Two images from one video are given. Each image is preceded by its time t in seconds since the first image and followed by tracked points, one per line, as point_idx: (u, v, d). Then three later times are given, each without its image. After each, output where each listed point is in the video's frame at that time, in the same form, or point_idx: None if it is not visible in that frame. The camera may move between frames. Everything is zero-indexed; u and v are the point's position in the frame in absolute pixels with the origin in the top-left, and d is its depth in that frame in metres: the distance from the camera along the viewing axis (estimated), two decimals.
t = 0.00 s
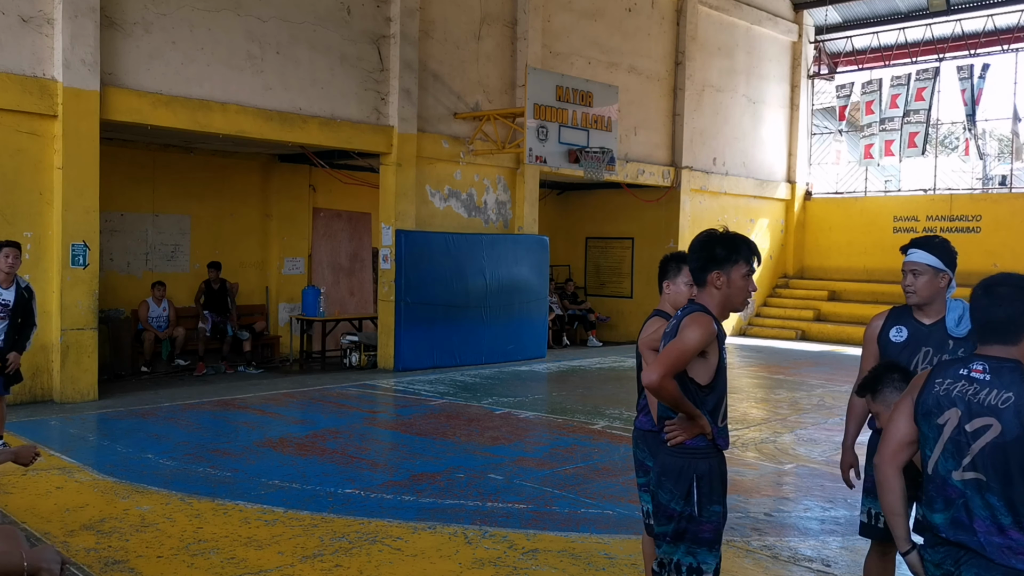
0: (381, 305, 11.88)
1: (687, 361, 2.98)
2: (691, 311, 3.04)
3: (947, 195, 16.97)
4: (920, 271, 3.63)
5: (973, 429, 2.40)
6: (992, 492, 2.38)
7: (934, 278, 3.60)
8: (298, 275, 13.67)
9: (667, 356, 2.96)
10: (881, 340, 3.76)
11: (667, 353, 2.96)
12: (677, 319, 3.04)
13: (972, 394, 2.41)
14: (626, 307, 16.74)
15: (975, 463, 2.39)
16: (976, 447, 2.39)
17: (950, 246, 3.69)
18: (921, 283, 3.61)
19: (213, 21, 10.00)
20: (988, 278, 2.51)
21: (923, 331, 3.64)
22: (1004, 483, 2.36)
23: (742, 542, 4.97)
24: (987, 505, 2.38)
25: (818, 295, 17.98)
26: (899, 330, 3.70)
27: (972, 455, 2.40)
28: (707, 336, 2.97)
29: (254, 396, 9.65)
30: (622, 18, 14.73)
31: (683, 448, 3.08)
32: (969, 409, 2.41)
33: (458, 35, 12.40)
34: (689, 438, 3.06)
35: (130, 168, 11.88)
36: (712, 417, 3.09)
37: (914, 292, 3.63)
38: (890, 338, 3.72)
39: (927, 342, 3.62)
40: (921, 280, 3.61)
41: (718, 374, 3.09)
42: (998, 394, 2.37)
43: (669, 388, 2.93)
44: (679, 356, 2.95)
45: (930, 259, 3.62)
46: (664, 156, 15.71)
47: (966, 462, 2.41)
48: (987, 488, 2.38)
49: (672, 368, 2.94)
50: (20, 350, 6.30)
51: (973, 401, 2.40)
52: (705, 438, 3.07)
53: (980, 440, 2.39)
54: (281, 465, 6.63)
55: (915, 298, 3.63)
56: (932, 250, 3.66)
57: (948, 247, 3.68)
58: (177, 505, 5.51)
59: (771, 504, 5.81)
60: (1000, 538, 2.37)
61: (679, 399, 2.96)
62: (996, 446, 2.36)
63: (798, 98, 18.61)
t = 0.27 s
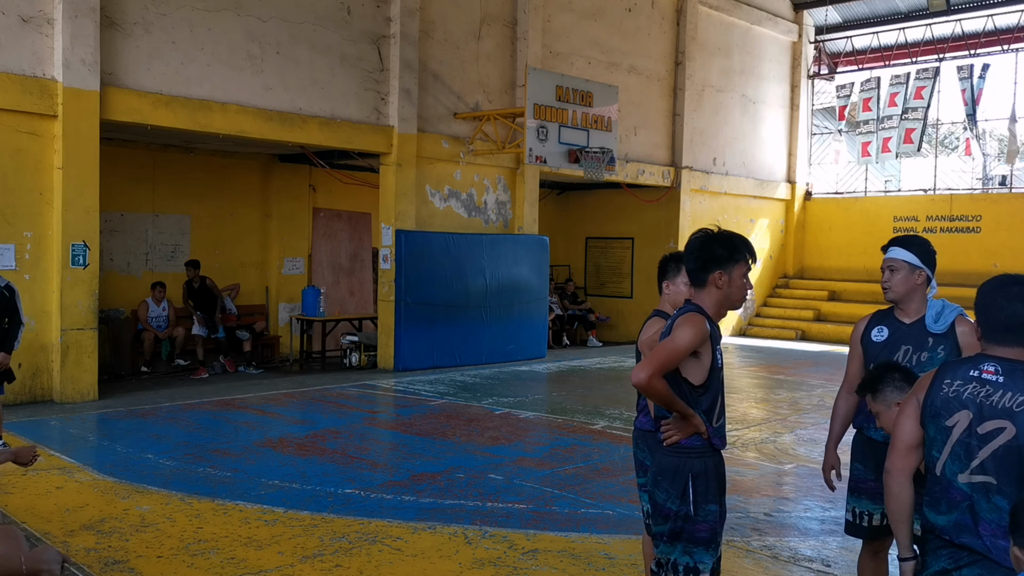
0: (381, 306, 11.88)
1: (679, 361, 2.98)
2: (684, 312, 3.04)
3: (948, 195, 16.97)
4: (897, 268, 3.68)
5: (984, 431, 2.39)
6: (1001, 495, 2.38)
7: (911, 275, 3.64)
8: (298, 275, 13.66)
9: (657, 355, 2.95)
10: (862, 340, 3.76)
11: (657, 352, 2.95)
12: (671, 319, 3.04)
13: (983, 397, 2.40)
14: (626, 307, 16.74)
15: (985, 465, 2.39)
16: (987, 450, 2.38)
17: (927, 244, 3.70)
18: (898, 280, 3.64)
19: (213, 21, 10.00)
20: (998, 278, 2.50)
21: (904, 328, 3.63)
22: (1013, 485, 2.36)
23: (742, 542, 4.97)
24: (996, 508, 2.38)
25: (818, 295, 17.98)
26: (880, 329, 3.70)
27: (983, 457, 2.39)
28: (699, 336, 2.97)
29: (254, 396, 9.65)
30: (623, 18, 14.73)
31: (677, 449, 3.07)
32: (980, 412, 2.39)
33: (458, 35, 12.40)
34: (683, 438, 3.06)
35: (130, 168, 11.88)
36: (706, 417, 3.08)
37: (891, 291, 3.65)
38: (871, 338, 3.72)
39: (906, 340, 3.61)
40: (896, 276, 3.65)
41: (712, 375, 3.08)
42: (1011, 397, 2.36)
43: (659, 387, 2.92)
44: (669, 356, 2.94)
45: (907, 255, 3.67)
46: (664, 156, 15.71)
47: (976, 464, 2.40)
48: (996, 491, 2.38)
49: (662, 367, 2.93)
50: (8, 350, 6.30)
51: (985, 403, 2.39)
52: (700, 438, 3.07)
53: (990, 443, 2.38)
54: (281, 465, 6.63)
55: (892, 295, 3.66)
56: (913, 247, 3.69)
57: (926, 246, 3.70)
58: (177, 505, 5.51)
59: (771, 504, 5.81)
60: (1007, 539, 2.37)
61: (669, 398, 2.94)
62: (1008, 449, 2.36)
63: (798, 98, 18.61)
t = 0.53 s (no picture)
0: (381, 306, 11.88)
1: (675, 363, 2.97)
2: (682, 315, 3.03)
3: (948, 196, 16.97)
4: (889, 270, 3.66)
5: (986, 432, 2.39)
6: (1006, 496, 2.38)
7: (902, 278, 3.64)
8: (298, 275, 13.66)
9: (653, 357, 2.94)
10: (846, 343, 3.75)
11: (652, 354, 2.95)
12: (669, 320, 3.04)
13: (985, 398, 2.40)
14: (626, 307, 16.73)
15: (989, 467, 2.39)
16: (989, 451, 2.38)
17: (914, 249, 3.74)
18: (890, 282, 3.62)
19: (213, 21, 10.00)
20: (997, 279, 2.50)
21: (887, 330, 3.63)
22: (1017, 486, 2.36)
23: (742, 542, 4.97)
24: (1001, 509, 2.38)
25: (818, 295, 17.99)
26: (863, 332, 3.70)
27: (985, 459, 2.39)
28: (695, 339, 2.97)
29: (254, 396, 9.65)
30: (622, 18, 14.73)
31: (673, 450, 3.07)
32: (982, 414, 2.39)
33: (458, 35, 12.40)
34: (680, 439, 3.06)
35: (130, 168, 11.88)
36: (703, 419, 3.08)
37: (883, 291, 3.62)
38: (854, 341, 3.71)
39: (889, 341, 3.60)
40: (889, 279, 3.63)
41: (708, 377, 3.08)
42: (1014, 398, 2.36)
43: (654, 390, 2.91)
44: (665, 359, 2.93)
45: (898, 258, 3.68)
46: (664, 156, 15.71)
47: (980, 466, 2.40)
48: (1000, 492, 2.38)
49: (657, 369, 2.92)
50: None
51: (987, 405, 2.39)
52: (697, 439, 3.07)
53: (993, 444, 2.38)
54: (281, 465, 6.63)
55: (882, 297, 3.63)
56: (902, 251, 3.71)
57: (914, 253, 3.73)
58: (177, 505, 5.51)
59: (771, 504, 5.81)
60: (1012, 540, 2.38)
61: (665, 400, 2.94)
62: (1011, 450, 2.36)
63: (798, 98, 18.61)
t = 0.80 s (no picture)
0: (381, 306, 11.88)
1: (674, 364, 2.97)
2: (682, 315, 3.03)
3: (948, 196, 16.96)
4: (902, 277, 3.63)
5: (984, 431, 2.38)
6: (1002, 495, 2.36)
7: (912, 285, 3.64)
8: (298, 275, 13.67)
9: (654, 357, 2.94)
10: (848, 348, 3.71)
11: (652, 354, 2.94)
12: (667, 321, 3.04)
13: (984, 396, 2.38)
14: (626, 307, 16.73)
15: (986, 465, 2.37)
16: (986, 450, 2.37)
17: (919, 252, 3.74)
18: (903, 290, 3.61)
19: (213, 21, 10.01)
20: (996, 279, 2.49)
21: (893, 337, 3.64)
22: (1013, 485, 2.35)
23: (741, 542, 4.98)
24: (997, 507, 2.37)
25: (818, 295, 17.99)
26: (867, 338, 3.67)
27: (982, 458, 2.38)
28: (695, 340, 2.96)
29: (254, 396, 9.65)
30: (622, 18, 14.74)
31: (672, 450, 3.07)
32: (980, 412, 2.38)
33: (458, 35, 12.40)
34: (679, 439, 3.06)
35: (130, 168, 11.88)
36: (701, 419, 3.08)
37: (894, 299, 3.61)
38: (860, 347, 3.67)
39: (896, 349, 3.62)
40: (903, 287, 3.61)
41: (707, 377, 3.08)
42: (1011, 396, 2.35)
43: (654, 390, 2.91)
44: (665, 359, 2.93)
45: (909, 263, 3.65)
46: (664, 156, 15.71)
47: (976, 464, 2.39)
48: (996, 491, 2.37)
49: (657, 370, 2.91)
50: None
51: (985, 403, 2.38)
52: (695, 439, 3.07)
53: (990, 442, 2.37)
54: (281, 465, 6.63)
55: (892, 304, 3.62)
56: (911, 256, 3.68)
57: (920, 257, 3.73)
58: (177, 505, 5.51)
59: (771, 504, 5.81)
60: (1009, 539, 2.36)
61: (664, 400, 2.94)
62: (1008, 448, 2.35)
63: (798, 98, 18.60)
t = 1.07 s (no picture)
0: (381, 306, 11.88)
1: (673, 363, 2.97)
2: (681, 315, 3.03)
3: (948, 196, 16.96)
4: (911, 278, 3.64)
5: (962, 426, 2.42)
6: (983, 489, 2.39)
7: (921, 286, 3.65)
8: (299, 275, 13.67)
9: (651, 357, 2.94)
10: (858, 349, 3.74)
11: (650, 354, 2.94)
12: (665, 321, 3.04)
13: (962, 393, 2.44)
14: (626, 307, 16.73)
15: (965, 460, 2.41)
16: (964, 445, 2.41)
17: (927, 250, 3.74)
18: (911, 291, 3.62)
19: (213, 21, 10.00)
20: (979, 280, 2.55)
21: (902, 338, 3.68)
22: (994, 480, 2.38)
23: (742, 542, 4.98)
24: (978, 502, 2.40)
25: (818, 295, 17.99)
26: (877, 339, 3.71)
27: (961, 453, 2.42)
28: (693, 339, 2.97)
29: (254, 396, 9.65)
30: (623, 18, 14.74)
31: (670, 450, 3.07)
32: (958, 408, 2.43)
33: (458, 35, 12.40)
34: (677, 439, 3.06)
35: (130, 168, 11.88)
36: (700, 419, 3.08)
37: (902, 299, 3.63)
38: (869, 348, 3.72)
39: (905, 351, 3.67)
40: (911, 287, 3.62)
41: (705, 377, 3.08)
42: (986, 392, 2.39)
43: (652, 389, 2.91)
44: (664, 358, 2.93)
45: (918, 264, 3.65)
46: (664, 156, 15.71)
47: (957, 460, 2.43)
48: (977, 486, 2.40)
49: (656, 369, 2.92)
50: None
51: (962, 399, 2.43)
52: (694, 439, 3.07)
53: (969, 438, 2.41)
54: (281, 465, 6.63)
55: (901, 305, 3.64)
56: (919, 256, 3.69)
57: (928, 255, 3.73)
58: (177, 505, 5.51)
59: (771, 504, 5.81)
60: (992, 534, 2.39)
61: (663, 400, 2.94)
62: (985, 443, 2.38)
63: (798, 98, 18.60)
